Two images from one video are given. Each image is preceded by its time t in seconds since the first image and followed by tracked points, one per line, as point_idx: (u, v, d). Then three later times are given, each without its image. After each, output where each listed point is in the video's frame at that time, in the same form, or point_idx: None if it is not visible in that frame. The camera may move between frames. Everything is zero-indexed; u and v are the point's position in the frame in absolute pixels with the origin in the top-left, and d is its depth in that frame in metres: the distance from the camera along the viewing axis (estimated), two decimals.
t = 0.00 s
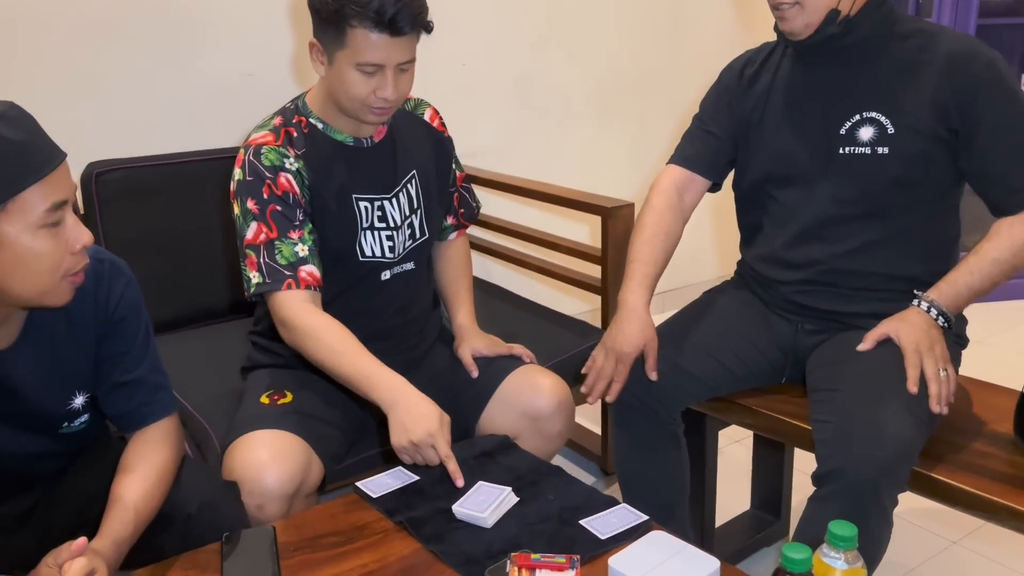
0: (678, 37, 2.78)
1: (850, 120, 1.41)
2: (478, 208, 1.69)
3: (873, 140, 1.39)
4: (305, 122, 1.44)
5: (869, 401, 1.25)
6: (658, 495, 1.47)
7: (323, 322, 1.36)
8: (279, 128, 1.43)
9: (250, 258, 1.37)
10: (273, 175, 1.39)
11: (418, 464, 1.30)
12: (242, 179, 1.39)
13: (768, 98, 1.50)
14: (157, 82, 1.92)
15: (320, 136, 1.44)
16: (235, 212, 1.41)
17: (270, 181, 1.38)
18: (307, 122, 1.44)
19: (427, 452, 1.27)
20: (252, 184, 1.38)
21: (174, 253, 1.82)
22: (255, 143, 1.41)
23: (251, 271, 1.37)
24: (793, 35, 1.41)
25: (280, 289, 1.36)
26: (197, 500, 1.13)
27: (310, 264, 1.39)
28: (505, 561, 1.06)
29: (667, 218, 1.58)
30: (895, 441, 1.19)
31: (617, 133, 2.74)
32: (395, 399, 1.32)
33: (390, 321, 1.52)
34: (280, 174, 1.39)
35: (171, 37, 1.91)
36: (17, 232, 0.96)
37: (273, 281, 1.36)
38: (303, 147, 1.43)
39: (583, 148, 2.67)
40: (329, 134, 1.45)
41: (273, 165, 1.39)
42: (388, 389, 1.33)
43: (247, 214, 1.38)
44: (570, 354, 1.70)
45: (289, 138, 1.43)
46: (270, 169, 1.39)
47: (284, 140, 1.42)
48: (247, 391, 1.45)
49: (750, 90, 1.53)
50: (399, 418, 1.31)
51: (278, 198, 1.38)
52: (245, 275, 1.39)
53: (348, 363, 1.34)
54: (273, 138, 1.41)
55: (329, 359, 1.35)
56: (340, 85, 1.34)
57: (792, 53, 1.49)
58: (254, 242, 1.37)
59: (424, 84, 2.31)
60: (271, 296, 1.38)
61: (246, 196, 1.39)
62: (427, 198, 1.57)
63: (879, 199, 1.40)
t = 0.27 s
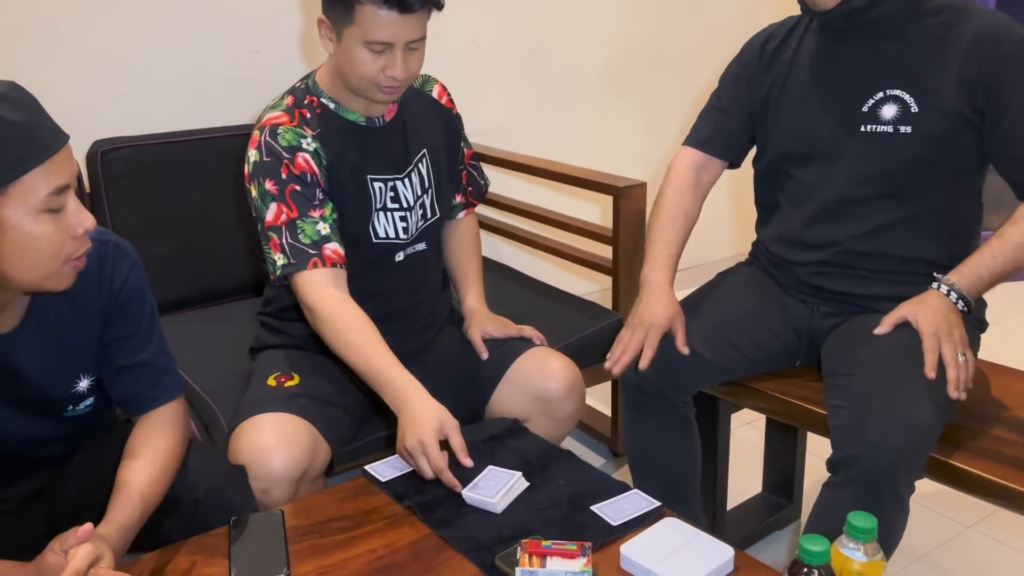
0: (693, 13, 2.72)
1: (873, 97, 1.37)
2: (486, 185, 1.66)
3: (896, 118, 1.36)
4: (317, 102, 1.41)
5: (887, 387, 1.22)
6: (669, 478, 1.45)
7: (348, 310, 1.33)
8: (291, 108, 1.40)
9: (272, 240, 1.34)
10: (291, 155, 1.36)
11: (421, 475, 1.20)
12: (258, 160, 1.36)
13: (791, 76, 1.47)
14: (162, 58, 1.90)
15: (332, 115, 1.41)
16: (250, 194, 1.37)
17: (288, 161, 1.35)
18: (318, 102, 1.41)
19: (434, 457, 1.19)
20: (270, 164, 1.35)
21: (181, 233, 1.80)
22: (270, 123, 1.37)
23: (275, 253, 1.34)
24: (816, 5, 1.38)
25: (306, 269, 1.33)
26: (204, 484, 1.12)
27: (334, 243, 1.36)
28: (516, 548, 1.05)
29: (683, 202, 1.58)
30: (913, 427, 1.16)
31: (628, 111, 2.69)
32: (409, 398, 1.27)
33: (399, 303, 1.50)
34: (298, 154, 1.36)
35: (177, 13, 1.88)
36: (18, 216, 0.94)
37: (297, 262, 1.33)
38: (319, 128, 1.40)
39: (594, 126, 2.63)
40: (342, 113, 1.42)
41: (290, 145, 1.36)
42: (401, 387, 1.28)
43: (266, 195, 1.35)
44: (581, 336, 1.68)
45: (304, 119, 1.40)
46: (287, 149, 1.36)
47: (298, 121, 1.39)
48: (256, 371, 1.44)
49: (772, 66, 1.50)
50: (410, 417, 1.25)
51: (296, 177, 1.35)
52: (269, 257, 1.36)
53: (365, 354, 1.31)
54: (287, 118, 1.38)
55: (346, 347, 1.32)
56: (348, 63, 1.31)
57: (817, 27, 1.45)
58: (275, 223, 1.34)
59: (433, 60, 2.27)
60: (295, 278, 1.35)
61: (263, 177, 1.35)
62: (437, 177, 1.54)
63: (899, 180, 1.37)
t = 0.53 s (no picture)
0: None
1: (903, 55, 1.32)
2: (496, 147, 1.61)
3: (927, 77, 1.30)
4: (326, 64, 1.35)
5: (912, 359, 1.17)
6: (682, 451, 1.42)
7: (367, 288, 1.26)
8: (300, 71, 1.34)
9: (288, 209, 1.29)
10: (303, 120, 1.31)
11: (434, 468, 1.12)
12: (269, 125, 1.31)
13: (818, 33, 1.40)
14: (161, 16, 1.83)
15: (343, 79, 1.35)
16: (261, 160, 1.32)
17: (301, 126, 1.30)
18: (326, 63, 1.35)
19: (444, 448, 1.11)
20: (282, 130, 1.30)
21: (182, 198, 1.76)
22: (281, 86, 1.32)
23: (291, 223, 1.29)
24: None
25: (323, 238, 1.28)
26: (205, 458, 1.10)
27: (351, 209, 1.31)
28: (526, 524, 1.02)
29: (703, 161, 1.54)
30: (939, 401, 1.12)
31: (642, 72, 2.62)
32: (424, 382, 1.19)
33: (406, 270, 1.46)
34: (311, 119, 1.31)
35: None
36: (5, 178, 0.90)
37: (315, 231, 1.28)
38: (330, 91, 1.34)
39: (606, 88, 2.56)
40: (352, 76, 1.36)
41: (303, 110, 1.31)
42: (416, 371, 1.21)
43: (278, 162, 1.30)
44: (592, 304, 1.64)
45: (315, 82, 1.34)
46: (299, 114, 1.31)
47: (309, 84, 1.33)
48: (260, 341, 1.41)
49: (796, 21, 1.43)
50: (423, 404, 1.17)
51: (309, 143, 1.30)
52: (284, 227, 1.30)
53: (381, 333, 1.23)
54: (297, 81, 1.32)
55: (361, 324, 1.25)
56: (357, 24, 1.25)
57: None
58: (289, 191, 1.29)
59: (441, 18, 2.20)
60: (312, 247, 1.29)
61: (275, 143, 1.30)
62: (446, 140, 1.49)
63: (927, 142, 1.31)
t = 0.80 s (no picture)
0: None
1: (934, 18, 1.23)
2: (506, 119, 1.53)
3: (960, 40, 1.22)
4: (324, 30, 1.27)
5: (941, 344, 1.10)
6: (694, 437, 1.36)
7: (368, 277, 1.20)
8: (297, 37, 1.25)
9: (277, 186, 1.21)
10: (297, 91, 1.22)
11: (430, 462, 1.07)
12: (261, 96, 1.22)
13: None
14: None
15: (341, 46, 1.27)
16: (253, 133, 1.24)
17: (295, 98, 1.22)
18: (325, 29, 1.27)
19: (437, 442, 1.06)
20: (274, 101, 1.22)
21: (176, 170, 1.69)
22: (274, 54, 1.23)
23: (282, 202, 1.21)
24: None
25: (317, 219, 1.21)
26: (192, 446, 1.04)
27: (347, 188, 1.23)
28: (530, 519, 0.96)
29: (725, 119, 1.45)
30: (971, 390, 1.05)
31: (654, 40, 2.52)
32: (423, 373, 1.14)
33: (406, 248, 1.39)
34: (305, 90, 1.23)
35: None
36: None
37: (308, 212, 1.20)
38: (327, 60, 1.26)
39: (617, 57, 2.47)
40: (352, 43, 1.28)
41: (297, 80, 1.22)
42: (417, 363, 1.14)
43: (270, 135, 1.22)
44: (601, 282, 1.57)
45: (311, 50, 1.25)
46: (293, 84, 1.22)
47: (304, 53, 1.25)
48: (253, 321, 1.35)
49: None
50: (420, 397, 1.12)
51: (304, 117, 1.22)
52: (274, 204, 1.23)
53: (380, 324, 1.17)
54: (292, 49, 1.24)
55: (361, 312, 1.18)
56: None
57: None
58: (281, 168, 1.21)
59: None
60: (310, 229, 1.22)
61: (267, 116, 1.22)
62: (451, 111, 1.41)
63: (960, 112, 1.23)
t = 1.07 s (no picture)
0: None
1: None
2: (513, 98, 1.45)
3: (999, 11, 1.11)
4: None
5: (979, 343, 1.02)
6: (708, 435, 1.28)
7: (315, 249, 1.18)
8: (279, 7, 1.16)
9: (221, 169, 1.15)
10: (267, 73, 1.13)
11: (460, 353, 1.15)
12: (230, 71, 1.14)
13: None
14: None
15: (329, 15, 1.18)
16: (213, 104, 1.16)
17: (264, 81, 1.13)
18: None
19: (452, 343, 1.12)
20: (242, 79, 1.13)
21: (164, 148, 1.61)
22: (250, 24, 1.14)
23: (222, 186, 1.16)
24: None
25: (248, 216, 1.15)
26: (168, 449, 0.98)
27: (286, 191, 1.17)
28: (530, 533, 0.89)
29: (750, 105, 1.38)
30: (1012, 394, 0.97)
31: (669, 12, 2.41)
32: (393, 301, 1.16)
33: (404, 233, 1.31)
34: (276, 73, 1.14)
35: None
36: None
37: (242, 207, 1.15)
38: (307, 36, 1.16)
39: (630, 28, 2.36)
40: (339, 12, 1.19)
41: (269, 60, 1.13)
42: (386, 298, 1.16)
43: (229, 114, 1.14)
44: (609, 269, 1.49)
45: (292, 22, 1.16)
46: (264, 65, 1.13)
47: (284, 25, 1.15)
48: (241, 311, 1.28)
49: None
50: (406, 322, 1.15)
51: (268, 102, 1.14)
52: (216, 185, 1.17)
53: (336, 287, 1.17)
54: (270, 19, 1.15)
55: (320, 285, 1.18)
56: None
57: None
58: (229, 150, 1.14)
59: None
60: (240, 222, 1.19)
61: (229, 93, 1.14)
62: (450, 89, 1.32)
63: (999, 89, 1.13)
